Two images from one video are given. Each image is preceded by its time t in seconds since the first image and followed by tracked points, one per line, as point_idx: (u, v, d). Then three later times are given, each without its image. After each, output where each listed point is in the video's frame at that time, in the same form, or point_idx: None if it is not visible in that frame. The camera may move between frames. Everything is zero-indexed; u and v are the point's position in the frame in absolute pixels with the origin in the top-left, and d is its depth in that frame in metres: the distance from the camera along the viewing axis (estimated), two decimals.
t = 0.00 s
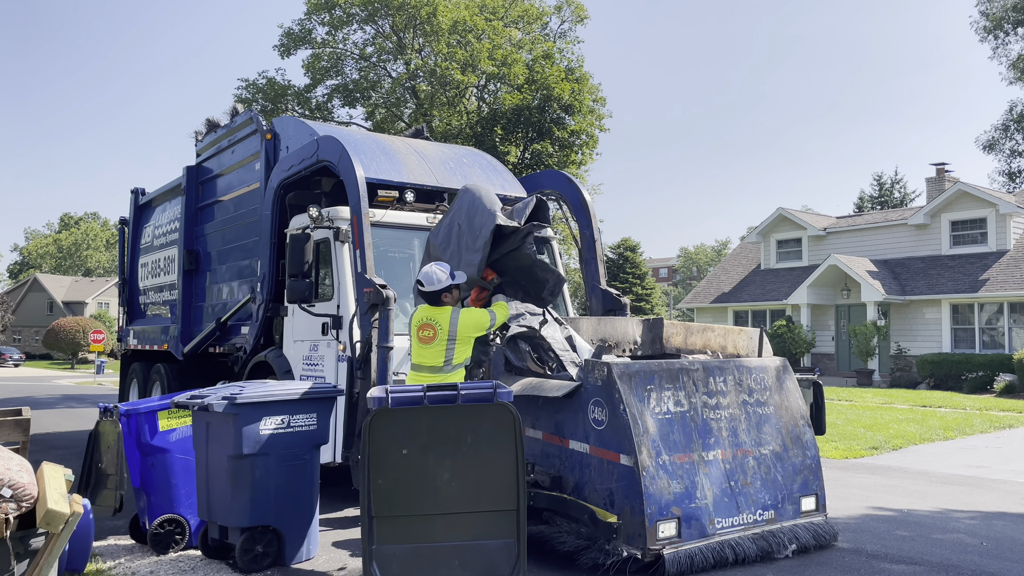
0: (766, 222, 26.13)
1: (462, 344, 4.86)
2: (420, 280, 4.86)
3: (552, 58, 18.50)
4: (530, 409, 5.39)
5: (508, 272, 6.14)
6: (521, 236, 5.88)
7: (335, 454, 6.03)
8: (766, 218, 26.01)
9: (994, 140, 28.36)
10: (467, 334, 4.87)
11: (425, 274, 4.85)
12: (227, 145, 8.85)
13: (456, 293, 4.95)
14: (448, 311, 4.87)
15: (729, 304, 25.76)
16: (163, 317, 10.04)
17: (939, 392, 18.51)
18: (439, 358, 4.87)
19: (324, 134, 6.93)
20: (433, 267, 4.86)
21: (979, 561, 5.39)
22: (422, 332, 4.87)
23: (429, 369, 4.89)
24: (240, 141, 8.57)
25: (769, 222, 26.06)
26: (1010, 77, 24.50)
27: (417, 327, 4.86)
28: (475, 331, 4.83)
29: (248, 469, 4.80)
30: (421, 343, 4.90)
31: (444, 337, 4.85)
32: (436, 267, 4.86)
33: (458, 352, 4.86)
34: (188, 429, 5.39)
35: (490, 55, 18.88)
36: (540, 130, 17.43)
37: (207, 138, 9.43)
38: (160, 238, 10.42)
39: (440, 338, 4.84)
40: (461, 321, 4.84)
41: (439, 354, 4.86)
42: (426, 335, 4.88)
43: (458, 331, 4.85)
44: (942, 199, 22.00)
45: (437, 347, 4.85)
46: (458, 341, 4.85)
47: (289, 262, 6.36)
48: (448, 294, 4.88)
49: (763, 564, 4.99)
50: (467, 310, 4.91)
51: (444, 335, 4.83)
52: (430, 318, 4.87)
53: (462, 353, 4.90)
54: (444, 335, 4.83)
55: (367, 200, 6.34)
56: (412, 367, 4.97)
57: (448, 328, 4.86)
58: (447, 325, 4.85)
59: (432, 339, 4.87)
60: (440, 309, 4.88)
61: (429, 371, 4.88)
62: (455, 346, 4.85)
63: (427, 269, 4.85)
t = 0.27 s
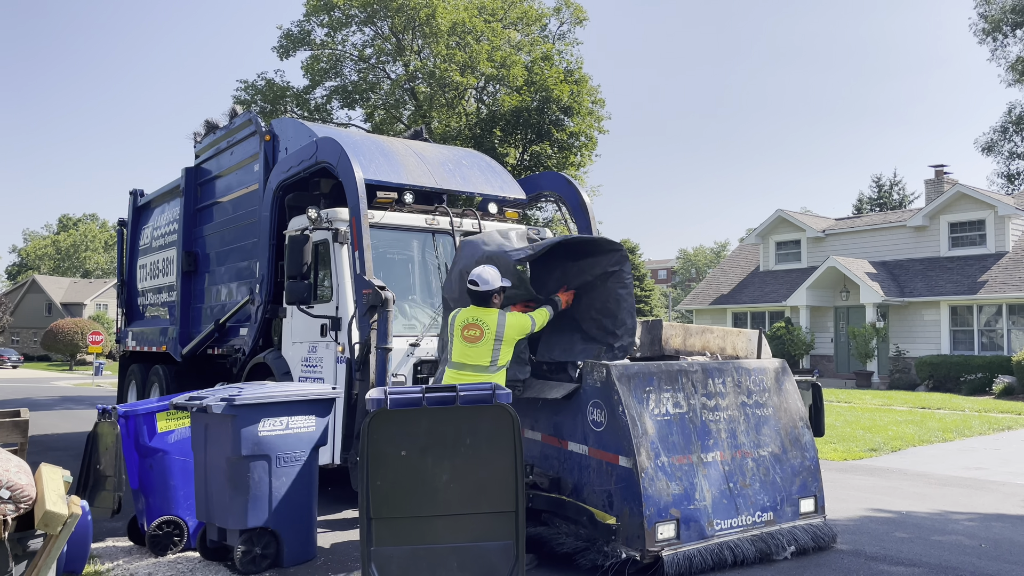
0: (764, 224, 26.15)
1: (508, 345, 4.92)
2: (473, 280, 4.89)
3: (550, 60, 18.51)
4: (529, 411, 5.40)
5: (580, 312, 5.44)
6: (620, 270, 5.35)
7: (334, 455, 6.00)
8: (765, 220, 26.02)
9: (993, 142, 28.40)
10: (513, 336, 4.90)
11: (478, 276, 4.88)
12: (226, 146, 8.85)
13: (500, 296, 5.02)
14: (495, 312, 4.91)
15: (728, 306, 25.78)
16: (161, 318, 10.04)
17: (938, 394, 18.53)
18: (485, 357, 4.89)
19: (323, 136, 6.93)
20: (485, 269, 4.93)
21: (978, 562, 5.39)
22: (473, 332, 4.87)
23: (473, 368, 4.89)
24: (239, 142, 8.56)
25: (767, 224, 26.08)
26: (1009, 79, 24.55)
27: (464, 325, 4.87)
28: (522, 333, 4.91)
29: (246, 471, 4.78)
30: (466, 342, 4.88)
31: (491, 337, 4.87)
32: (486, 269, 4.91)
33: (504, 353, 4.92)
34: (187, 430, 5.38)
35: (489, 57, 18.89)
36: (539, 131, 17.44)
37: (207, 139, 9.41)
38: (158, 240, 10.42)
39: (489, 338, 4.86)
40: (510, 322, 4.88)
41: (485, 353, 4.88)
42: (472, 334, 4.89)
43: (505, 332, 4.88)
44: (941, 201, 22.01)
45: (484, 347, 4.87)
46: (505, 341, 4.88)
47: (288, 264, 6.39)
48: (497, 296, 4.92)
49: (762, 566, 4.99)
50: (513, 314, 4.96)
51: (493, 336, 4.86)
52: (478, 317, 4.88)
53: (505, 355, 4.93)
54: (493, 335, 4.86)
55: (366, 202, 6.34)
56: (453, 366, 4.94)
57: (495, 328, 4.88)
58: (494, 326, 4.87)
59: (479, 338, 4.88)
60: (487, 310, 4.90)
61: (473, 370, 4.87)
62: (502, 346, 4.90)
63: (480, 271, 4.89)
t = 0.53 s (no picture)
0: (763, 225, 26.15)
1: (527, 344, 4.98)
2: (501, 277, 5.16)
3: (550, 61, 18.51)
4: (529, 411, 5.38)
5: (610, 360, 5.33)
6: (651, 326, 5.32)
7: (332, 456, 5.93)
8: (764, 221, 26.04)
9: (993, 143, 28.42)
10: (530, 337, 4.98)
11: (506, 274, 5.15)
12: (225, 146, 8.84)
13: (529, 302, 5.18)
14: (519, 311, 5.08)
15: (727, 306, 25.79)
16: (161, 318, 10.03)
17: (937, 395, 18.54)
18: (500, 353, 4.99)
19: (322, 136, 6.92)
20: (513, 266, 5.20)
21: (977, 562, 5.39)
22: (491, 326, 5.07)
23: (493, 364, 5.01)
24: (238, 142, 8.56)
25: (767, 224, 26.09)
26: (1008, 80, 24.57)
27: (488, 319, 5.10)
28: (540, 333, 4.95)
29: (245, 471, 4.78)
30: (488, 336, 5.07)
31: (509, 333, 5.00)
32: (514, 268, 5.17)
33: (521, 352, 4.97)
34: (185, 430, 5.38)
35: (488, 57, 18.90)
36: (538, 132, 17.44)
37: (206, 140, 9.40)
38: (157, 240, 10.40)
39: (507, 333, 5.00)
40: (528, 323, 4.97)
41: (504, 349, 5.00)
42: (495, 329, 5.06)
43: (522, 330, 4.96)
44: (940, 202, 22.02)
45: (503, 342, 5.00)
46: (520, 339, 4.95)
47: (287, 264, 6.39)
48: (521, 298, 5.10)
49: (761, 566, 4.99)
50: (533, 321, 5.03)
51: (512, 331, 4.98)
52: (501, 314, 5.07)
53: (522, 356, 4.98)
54: (511, 330, 4.98)
55: (365, 202, 6.33)
56: (476, 361, 5.10)
57: (514, 325, 5.00)
58: (514, 323, 5.00)
59: (499, 333, 5.03)
60: (513, 307, 5.09)
61: (492, 364, 4.99)
62: (520, 345, 4.97)
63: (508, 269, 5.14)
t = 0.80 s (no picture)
0: (763, 225, 26.15)
1: (526, 343, 4.99)
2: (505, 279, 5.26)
3: (549, 61, 18.51)
4: (529, 411, 5.37)
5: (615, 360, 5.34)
6: (658, 328, 5.33)
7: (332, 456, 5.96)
8: (764, 221, 26.04)
9: (992, 143, 28.42)
10: (530, 336, 4.99)
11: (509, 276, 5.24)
12: (224, 146, 8.84)
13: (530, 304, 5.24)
14: (521, 311, 5.13)
15: (727, 306, 25.79)
16: (160, 318, 10.03)
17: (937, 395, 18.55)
18: (500, 352, 5.02)
19: (321, 136, 6.92)
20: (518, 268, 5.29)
21: (976, 562, 5.39)
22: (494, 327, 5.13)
23: (493, 363, 5.03)
24: (238, 142, 8.55)
25: (766, 224, 26.09)
26: (1008, 79, 24.58)
27: (490, 320, 5.17)
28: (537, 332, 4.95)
29: (245, 471, 4.78)
30: (490, 337, 5.11)
31: (509, 332, 5.03)
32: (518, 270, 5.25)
33: (519, 350, 4.98)
34: (185, 430, 5.38)
35: (488, 57, 18.91)
36: (538, 132, 17.45)
37: (206, 140, 9.40)
38: (157, 240, 10.40)
39: (506, 332, 5.04)
40: (528, 321, 5.00)
41: (502, 349, 5.02)
42: (496, 330, 5.12)
43: (522, 328, 4.99)
44: (940, 202, 22.02)
45: (502, 341, 5.04)
46: (520, 338, 4.97)
47: (286, 264, 6.39)
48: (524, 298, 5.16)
49: (760, 565, 4.99)
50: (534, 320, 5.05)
51: (509, 330, 5.02)
52: (502, 314, 5.13)
53: (522, 354, 4.99)
54: (509, 329, 5.02)
55: (364, 202, 6.33)
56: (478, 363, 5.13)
57: (515, 324, 5.04)
58: (515, 322, 5.05)
59: (499, 333, 5.08)
60: (515, 308, 5.15)
61: (490, 364, 5.02)
62: (518, 343, 4.98)
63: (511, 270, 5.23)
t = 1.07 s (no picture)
0: (764, 224, 26.14)
1: (519, 343, 5.01)
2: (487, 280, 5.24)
3: (550, 60, 18.51)
4: (530, 411, 5.37)
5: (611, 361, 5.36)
6: (648, 323, 5.36)
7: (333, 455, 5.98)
8: (764, 220, 26.04)
9: (993, 142, 28.40)
10: (523, 334, 5.01)
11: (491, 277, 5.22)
12: (225, 146, 8.85)
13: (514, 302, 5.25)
14: (507, 310, 5.13)
15: (727, 305, 25.78)
16: (161, 318, 10.03)
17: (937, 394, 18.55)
18: (495, 354, 5.00)
19: (322, 136, 6.93)
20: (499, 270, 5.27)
21: (977, 561, 5.39)
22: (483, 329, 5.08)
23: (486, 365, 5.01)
24: (238, 142, 8.56)
25: (767, 224, 26.09)
26: (1008, 79, 24.56)
27: (478, 323, 5.11)
28: (531, 332, 4.97)
29: (246, 471, 4.79)
30: (479, 340, 5.06)
31: (502, 334, 5.02)
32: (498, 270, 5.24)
33: (515, 350, 4.99)
34: (186, 430, 5.38)
35: (488, 57, 18.91)
36: (538, 132, 17.45)
37: (206, 140, 9.41)
38: (158, 240, 10.41)
39: (499, 333, 5.02)
40: (520, 320, 5.02)
41: (496, 350, 5.01)
42: (486, 332, 5.07)
43: (515, 328, 5.01)
44: (940, 201, 22.02)
45: (495, 343, 5.01)
46: (515, 337, 4.99)
47: (287, 264, 6.39)
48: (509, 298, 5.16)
49: (761, 565, 4.99)
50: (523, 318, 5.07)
51: (504, 332, 5.01)
52: (491, 315, 5.09)
53: (517, 353, 5.01)
54: (504, 330, 5.00)
55: (365, 202, 6.34)
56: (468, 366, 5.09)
57: (507, 324, 5.04)
58: (506, 322, 5.04)
59: (491, 335, 5.04)
60: (500, 308, 5.14)
61: (485, 366, 4.99)
62: (513, 343, 4.99)
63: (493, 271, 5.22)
